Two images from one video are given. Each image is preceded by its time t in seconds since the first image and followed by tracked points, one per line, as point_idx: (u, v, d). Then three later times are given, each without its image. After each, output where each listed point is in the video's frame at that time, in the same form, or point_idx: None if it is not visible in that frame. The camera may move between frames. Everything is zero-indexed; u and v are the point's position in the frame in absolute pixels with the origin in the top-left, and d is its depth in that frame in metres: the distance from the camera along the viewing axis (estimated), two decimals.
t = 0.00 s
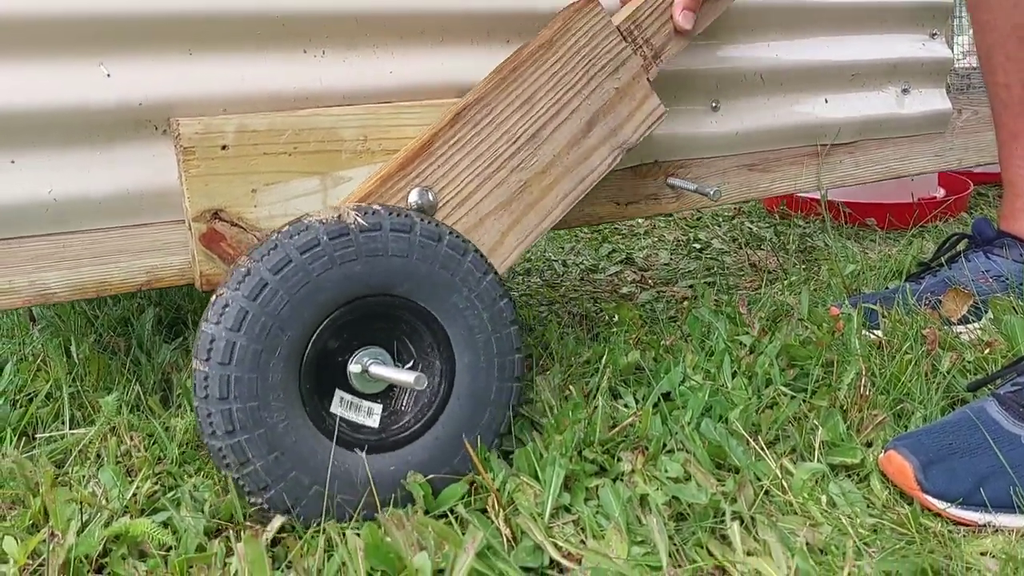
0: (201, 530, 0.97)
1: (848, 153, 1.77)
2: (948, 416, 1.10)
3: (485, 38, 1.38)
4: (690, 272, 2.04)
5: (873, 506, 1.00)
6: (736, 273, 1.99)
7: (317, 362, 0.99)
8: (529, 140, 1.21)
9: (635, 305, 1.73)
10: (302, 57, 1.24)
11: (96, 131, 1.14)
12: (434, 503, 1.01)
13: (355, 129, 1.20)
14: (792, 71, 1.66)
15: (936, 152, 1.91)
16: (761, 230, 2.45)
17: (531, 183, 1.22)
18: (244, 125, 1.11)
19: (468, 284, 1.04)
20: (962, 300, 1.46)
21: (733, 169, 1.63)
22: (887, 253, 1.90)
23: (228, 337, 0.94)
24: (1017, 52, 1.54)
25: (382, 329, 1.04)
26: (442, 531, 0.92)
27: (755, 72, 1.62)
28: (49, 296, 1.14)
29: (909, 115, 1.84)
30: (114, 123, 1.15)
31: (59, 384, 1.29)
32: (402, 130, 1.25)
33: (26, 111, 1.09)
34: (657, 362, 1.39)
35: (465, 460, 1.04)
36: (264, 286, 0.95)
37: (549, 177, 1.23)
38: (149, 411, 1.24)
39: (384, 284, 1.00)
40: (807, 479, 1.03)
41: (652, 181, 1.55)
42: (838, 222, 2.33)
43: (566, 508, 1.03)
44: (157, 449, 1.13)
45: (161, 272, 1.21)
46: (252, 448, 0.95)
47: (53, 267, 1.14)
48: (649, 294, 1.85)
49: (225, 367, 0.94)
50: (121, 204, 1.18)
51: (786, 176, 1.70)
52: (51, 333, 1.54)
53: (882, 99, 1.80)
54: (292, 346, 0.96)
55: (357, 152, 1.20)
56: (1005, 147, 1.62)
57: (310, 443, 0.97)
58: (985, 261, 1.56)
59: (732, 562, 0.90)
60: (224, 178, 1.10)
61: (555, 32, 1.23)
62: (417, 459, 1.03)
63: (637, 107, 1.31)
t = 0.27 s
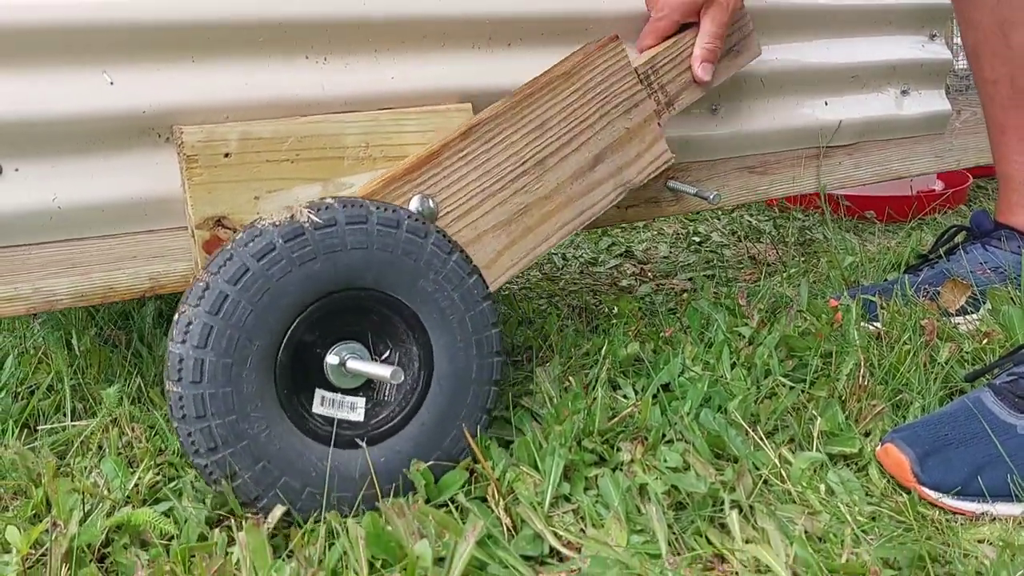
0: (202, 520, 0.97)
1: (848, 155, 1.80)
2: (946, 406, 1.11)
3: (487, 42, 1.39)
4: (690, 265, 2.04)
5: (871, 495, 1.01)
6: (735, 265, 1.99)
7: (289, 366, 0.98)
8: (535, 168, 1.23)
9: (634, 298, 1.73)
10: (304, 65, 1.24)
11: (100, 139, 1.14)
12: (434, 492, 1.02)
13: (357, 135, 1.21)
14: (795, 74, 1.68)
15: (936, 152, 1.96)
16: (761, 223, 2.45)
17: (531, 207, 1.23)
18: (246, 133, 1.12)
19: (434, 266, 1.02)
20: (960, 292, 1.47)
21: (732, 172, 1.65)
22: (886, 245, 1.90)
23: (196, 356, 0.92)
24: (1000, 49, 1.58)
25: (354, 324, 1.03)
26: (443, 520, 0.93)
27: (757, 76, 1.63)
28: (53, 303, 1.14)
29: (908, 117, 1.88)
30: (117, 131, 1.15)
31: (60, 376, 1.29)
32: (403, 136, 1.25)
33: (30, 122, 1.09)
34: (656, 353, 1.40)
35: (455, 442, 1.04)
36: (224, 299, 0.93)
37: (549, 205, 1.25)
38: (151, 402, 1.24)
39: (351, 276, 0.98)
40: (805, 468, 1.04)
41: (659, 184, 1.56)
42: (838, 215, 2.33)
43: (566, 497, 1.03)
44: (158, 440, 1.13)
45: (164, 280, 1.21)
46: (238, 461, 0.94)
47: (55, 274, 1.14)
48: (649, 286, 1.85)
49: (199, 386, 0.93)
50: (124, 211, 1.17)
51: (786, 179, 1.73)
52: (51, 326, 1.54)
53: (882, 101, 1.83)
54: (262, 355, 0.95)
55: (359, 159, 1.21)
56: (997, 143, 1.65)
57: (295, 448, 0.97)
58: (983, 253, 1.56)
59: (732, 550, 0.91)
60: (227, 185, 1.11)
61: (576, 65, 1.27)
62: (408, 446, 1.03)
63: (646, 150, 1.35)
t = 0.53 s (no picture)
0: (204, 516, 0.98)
1: (845, 173, 1.89)
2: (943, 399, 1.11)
3: (492, 69, 1.39)
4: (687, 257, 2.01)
5: (869, 487, 1.01)
6: (733, 258, 1.97)
7: (246, 383, 0.97)
8: (536, 237, 1.31)
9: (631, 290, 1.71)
10: (304, 94, 1.24)
11: (105, 176, 1.14)
12: (434, 483, 1.03)
13: (361, 166, 1.25)
14: (793, 94, 1.76)
15: (929, 169, 2.06)
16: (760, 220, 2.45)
17: (527, 270, 1.29)
18: (252, 168, 1.17)
19: (371, 247, 1.02)
20: (958, 285, 1.48)
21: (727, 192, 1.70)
22: (884, 240, 1.90)
23: (147, 396, 0.92)
24: (988, 46, 1.58)
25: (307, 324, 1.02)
26: (442, 512, 0.94)
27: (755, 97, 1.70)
28: (61, 338, 1.15)
29: (906, 133, 1.97)
30: (123, 168, 1.15)
31: (61, 371, 1.29)
32: (402, 166, 1.28)
33: (36, 158, 1.09)
34: (656, 347, 1.40)
35: (435, 417, 1.04)
36: (162, 331, 0.92)
37: (544, 273, 1.31)
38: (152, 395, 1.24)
39: (287, 277, 0.98)
40: (803, 460, 1.04)
41: (664, 207, 1.51)
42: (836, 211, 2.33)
43: (565, 490, 1.03)
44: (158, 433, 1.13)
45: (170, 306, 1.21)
46: (218, 486, 0.94)
47: (62, 309, 1.15)
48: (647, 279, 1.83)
49: (159, 423, 0.92)
50: (130, 245, 1.18)
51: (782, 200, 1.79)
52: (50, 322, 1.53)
53: (880, 118, 1.93)
54: (216, 378, 0.94)
55: (362, 190, 1.25)
56: (990, 141, 1.65)
57: (272, 461, 0.97)
58: (981, 247, 1.56)
59: (730, 542, 0.91)
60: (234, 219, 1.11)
61: (597, 156, 1.38)
62: (390, 431, 1.03)
63: (642, 255, 1.42)
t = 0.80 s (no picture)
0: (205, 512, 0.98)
1: (839, 179, 1.90)
2: (945, 394, 1.11)
3: (477, 76, 1.39)
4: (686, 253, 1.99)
5: (869, 481, 1.02)
6: (732, 254, 1.95)
7: (227, 390, 0.97)
8: (524, 242, 1.31)
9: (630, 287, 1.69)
10: (295, 101, 1.24)
11: (88, 180, 1.14)
12: (434, 479, 1.03)
13: (348, 172, 1.24)
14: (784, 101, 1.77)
15: (925, 175, 2.06)
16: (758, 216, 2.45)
17: (513, 275, 1.29)
18: (237, 173, 1.17)
19: (337, 241, 1.02)
20: (958, 280, 1.47)
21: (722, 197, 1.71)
22: (883, 234, 1.90)
23: (129, 412, 0.92)
24: (988, 41, 1.58)
25: (286, 325, 1.03)
26: (442, 507, 0.94)
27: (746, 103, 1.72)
28: (44, 341, 1.14)
29: (901, 141, 1.98)
30: (106, 172, 1.14)
31: (62, 366, 1.29)
32: (391, 172, 1.28)
33: (23, 165, 1.09)
34: (656, 343, 1.40)
35: (423, 402, 1.05)
36: (135, 346, 0.92)
37: (530, 279, 1.31)
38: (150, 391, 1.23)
39: (256, 279, 0.97)
40: (803, 455, 1.04)
41: (653, 213, 1.47)
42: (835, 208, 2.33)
43: (565, 485, 1.03)
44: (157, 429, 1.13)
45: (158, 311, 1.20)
46: (210, 493, 0.94)
47: (46, 312, 1.14)
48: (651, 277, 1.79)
49: (144, 437, 0.92)
50: (114, 250, 1.17)
51: (777, 205, 1.79)
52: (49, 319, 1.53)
53: (873, 126, 1.94)
54: (196, 386, 0.94)
55: (349, 196, 1.24)
56: (990, 135, 1.65)
57: (263, 463, 0.96)
58: (982, 242, 1.56)
59: (730, 536, 0.91)
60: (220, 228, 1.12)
61: (593, 161, 1.38)
62: (379, 421, 1.03)
63: (632, 260, 1.41)
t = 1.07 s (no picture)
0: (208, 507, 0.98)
1: (840, 174, 1.90)
2: (947, 388, 1.11)
3: (478, 72, 1.39)
4: (687, 248, 1.99)
5: (872, 475, 1.02)
6: (734, 249, 1.95)
7: (229, 387, 0.97)
8: (525, 238, 1.31)
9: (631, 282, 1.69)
10: (296, 98, 1.24)
11: (90, 175, 1.14)
12: (436, 474, 1.03)
13: (349, 168, 1.24)
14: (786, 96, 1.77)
15: (928, 171, 2.06)
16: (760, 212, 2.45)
17: (515, 272, 1.29)
18: (239, 169, 1.16)
19: (338, 237, 1.02)
20: (960, 274, 1.48)
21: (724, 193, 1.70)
22: (886, 229, 1.90)
23: (131, 410, 0.92)
24: (992, 32, 1.58)
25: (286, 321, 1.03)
26: (445, 502, 0.94)
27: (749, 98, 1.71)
28: (46, 337, 1.13)
29: (902, 136, 1.98)
30: (108, 168, 1.14)
31: (65, 362, 1.29)
32: (393, 168, 1.27)
33: (23, 161, 1.09)
34: (657, 338, 1.40)
35: (425, 398, 1.05)
36: (137, 344, 0.92)
37: (531, 275, 1.31)
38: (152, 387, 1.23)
39: (257, 276, 0.97)
40: (805, 449, 1.04)
41: (654, 209, 1.46)
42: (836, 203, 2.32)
43: (567, 480, 1.03)
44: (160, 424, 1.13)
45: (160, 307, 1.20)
46: (212, 490, 0.94)
47: (49, 308, 1.14)
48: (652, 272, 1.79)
49: (146, 435, 0.92)
50: (116, 245, 1.17)
51: (779, 200, 1.79)
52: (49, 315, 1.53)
53: (876, 122, 1.94)
54: (198, 384, 0.94)
55: (350, 192, 1.24)
56: (993, 127, 1.65)
57: (265, 459, 0.96)
58: (984, 236, 1.56)
59: (733, 530, 0.91)
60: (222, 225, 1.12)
61: (592, 156, 1.37)
62: (382, 417, 1.03)
63: (634, 256, 1.41)
